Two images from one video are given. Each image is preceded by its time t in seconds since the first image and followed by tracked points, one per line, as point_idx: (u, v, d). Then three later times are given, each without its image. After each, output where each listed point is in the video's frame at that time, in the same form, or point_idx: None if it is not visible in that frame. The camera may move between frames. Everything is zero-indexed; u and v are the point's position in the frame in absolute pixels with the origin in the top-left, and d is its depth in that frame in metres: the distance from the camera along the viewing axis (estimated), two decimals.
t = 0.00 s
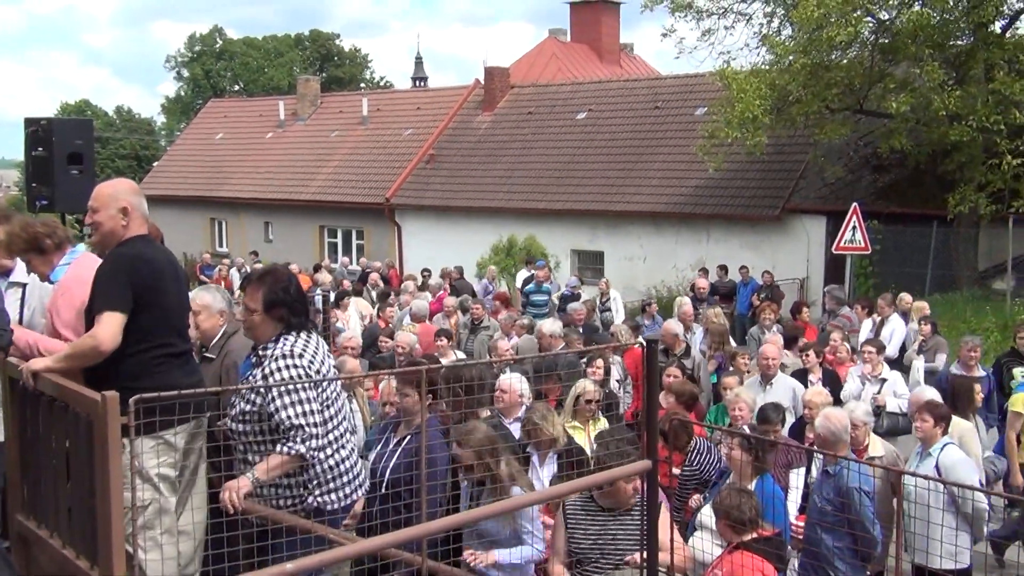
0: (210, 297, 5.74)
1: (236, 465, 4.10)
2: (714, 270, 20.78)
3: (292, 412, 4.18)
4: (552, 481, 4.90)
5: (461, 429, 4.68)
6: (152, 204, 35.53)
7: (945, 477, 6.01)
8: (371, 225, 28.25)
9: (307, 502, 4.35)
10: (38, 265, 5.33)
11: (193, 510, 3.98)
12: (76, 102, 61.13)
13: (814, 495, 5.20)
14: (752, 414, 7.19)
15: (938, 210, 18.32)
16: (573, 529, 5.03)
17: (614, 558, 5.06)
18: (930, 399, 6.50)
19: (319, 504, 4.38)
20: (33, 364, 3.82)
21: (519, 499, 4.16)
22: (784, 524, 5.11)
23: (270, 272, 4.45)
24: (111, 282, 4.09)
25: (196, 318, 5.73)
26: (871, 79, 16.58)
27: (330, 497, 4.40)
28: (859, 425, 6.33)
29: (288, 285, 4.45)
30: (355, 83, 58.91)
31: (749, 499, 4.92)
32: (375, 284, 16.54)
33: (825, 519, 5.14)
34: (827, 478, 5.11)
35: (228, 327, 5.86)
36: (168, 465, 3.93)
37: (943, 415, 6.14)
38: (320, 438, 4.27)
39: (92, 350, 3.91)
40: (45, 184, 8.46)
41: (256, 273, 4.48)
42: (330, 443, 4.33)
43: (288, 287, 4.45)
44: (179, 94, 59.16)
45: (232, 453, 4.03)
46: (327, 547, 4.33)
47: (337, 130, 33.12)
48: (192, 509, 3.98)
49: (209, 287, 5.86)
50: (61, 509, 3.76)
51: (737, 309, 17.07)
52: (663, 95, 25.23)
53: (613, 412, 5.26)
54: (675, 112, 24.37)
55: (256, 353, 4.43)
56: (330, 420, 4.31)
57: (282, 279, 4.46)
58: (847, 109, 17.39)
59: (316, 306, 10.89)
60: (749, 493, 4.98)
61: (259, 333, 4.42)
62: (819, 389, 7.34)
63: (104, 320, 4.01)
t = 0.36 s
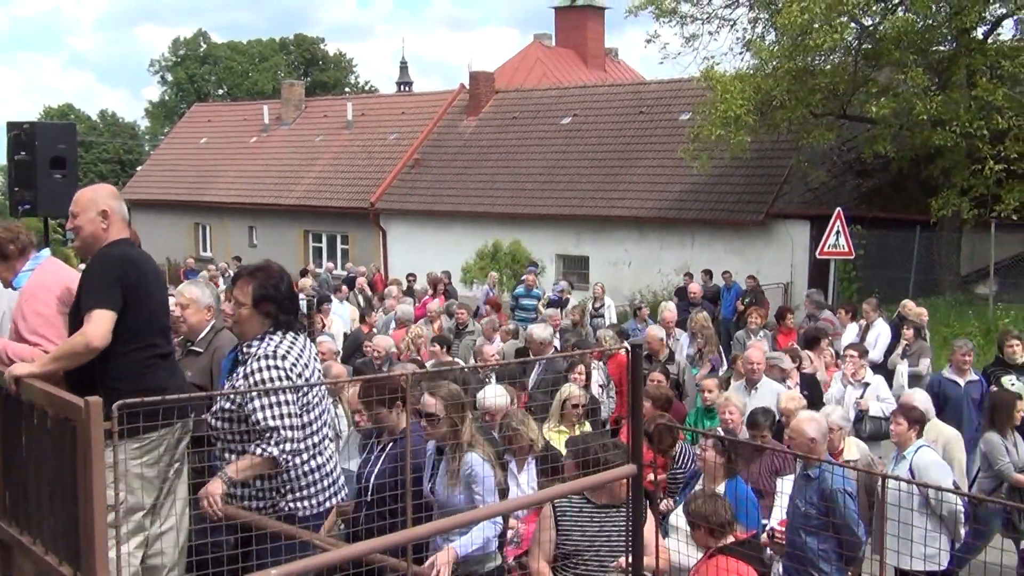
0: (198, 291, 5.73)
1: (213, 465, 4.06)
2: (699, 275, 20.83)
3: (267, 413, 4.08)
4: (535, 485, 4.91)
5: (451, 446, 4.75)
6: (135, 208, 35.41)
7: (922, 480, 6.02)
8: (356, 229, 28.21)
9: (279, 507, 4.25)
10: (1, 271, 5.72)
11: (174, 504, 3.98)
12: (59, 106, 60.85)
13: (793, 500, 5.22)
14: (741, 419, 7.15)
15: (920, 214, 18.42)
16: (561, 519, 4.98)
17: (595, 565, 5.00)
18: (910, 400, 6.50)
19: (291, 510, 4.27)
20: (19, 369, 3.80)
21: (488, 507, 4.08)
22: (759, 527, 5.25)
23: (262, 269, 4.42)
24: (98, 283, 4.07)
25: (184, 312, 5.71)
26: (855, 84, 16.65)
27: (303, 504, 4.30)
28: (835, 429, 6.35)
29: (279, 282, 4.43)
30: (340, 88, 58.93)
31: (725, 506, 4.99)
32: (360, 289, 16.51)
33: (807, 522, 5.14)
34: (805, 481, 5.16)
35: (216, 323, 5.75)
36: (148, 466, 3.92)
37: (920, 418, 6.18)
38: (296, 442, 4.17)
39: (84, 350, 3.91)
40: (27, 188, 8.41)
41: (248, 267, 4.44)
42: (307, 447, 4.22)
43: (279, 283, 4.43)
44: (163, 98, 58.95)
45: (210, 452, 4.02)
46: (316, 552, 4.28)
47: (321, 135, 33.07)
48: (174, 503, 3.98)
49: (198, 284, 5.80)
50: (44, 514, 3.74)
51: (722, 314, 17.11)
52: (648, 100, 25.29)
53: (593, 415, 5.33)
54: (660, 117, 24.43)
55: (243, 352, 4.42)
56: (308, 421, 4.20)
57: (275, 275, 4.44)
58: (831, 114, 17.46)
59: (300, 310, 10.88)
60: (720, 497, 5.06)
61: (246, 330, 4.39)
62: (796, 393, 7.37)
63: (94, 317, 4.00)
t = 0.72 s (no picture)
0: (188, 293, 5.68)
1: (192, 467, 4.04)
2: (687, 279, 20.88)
3: (248, 416, 4.07)
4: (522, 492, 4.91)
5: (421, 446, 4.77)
6: (122, 212, 35.29)
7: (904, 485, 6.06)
8: (344, 233, 28.16)
9: (255, 512, 4.22)
10: None
11: (150, 511, 3.99)
12: (45, 109, 60.56)
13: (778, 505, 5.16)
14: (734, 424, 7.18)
15: (907, 219, 18.47)
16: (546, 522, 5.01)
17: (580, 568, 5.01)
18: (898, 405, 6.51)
19: (268, 515, 4.24)
20: None
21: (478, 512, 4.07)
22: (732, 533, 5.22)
23: (244, 270, 4.44)
24: (71, 289, 4.08)
25: (174, 317, 5.62)
26: (843, 89, 16.68)
27: (281, 508, 4.27)
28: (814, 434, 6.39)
29: (262, 284, 4.42)
30: (328, 92, 58.89)
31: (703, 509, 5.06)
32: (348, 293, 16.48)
33: (791, 526, 5.14)
34: (792, 484, 5.16)
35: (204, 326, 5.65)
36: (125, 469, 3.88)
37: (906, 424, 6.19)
38: (275, 447, 4.16)
39: (68, 359, 3.92)
40: (13, 192, 8.37)
41: (231, 269, 4.45)
42: (285, 451, 4.22)
43: (261, 285, 4.43)
44: (150, 102, 58.73)
45: (190, 455, 4.02)
46: (301, 558, 4.25)
47: (309, 139, 33.01)
48: (150, 509, 4.00)
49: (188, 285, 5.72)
50: (29, 518, 3.71)
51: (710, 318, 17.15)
52: (636, 104, 25.32)
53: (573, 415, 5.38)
54: (648, 122, 24.45)
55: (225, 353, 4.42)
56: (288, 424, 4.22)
57: (258, 278, 4.44)
58: (819, 119, 17.52)
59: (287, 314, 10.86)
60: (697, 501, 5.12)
61: (229, 330, 4.41)
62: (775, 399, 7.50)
63: (74, 325, 4.01)
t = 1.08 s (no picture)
0: (176, 297, 5.44)
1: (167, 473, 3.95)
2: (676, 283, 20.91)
3: (218, 420, 3.98)
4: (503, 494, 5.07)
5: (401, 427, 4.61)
6: (111, 216, 35.19)
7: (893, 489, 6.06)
8: (333, 237, 28.12)
9: (227, 512, 4.13)
10: None
11: (128, 518, 3.88)
12: (33, 113, 60.32)
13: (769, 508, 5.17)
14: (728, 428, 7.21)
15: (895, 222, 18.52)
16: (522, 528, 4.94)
17: (570, 564, 5.00)
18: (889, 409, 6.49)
19: (240, 515, 4.16)
20: None
21: (462, 518, 4.02)
22: (714, 534, 5.44)
23: (215, 270, 4.39)
24: (39, 297, 4.16)
25: (161, 321, 5.40)
26: (830, 93, 16.73)
27: (254, 508, 4.20)
28: (802, 440, 6.30)
29: (222, 285, 4.35)
30: (318, 96, 58.89)
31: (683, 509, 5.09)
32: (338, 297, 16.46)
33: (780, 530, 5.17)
34: (780, 488, 5.23)
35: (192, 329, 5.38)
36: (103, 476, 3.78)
37: (893, 431, 6.20)
38: (246, 447, 4.08)
39: (44, 365, 4.01)
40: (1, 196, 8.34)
41: (206, 269, 4.41)
42: (257, 451, 4.15)
43: (237, 288, 4.39)
44: (138, 105, 58.50)
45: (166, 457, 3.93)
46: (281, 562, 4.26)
47: (299, 143, 32.95)
48: (128, 517, 3.88)
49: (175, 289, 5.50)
50: (16, 524, 3.69)
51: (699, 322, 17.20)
52: (625, 108, 25.35)
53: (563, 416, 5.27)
54: (637, 126, 24.49)
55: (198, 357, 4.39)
56: (261, 425, 4.16)
57: (218, 279, 4.37)
58: (806, 123, 17.59)
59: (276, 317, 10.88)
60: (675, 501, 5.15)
61: (200, 334, 4.39)
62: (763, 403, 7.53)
63: (46, 332, 4.06)
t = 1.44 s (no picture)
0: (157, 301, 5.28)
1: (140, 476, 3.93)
2: (666, 286, 20.93)
3: (185, 421, 3.94)
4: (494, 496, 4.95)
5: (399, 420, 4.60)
6: (99, 220, 35.07)
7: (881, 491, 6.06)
8: (322, 240, 28.07)
9: (202, 512, 4.07)
10: None
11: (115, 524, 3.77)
12: (21, 116, 60.03)
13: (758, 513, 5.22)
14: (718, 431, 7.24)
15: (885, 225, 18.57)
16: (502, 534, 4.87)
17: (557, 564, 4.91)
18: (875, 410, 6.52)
19: (215, 515, 4.10)
20: None
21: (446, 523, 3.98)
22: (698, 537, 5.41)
23: (194, 273, 4.40)
24: (18, 298, 4.17)
25: (143, 326, 5.28)
26: (819, 97, 16.80)
27: (230, 509, 4.13)
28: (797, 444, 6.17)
29: (200, 286, 4.37)
30: (307, 99, 58.86)
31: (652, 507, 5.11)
32: (329, 299, 16.42)
33: (768, 537, 5.20)
34: (769, 493, 5.22)
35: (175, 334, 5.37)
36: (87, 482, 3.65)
37: (881, 433, 6.26)
38: (214, 448, 4.01)
39: (26, 362, 4.01)
40: None
41: (186, 271, 4.42)
42: (230, 451, 4.09)
43: (216, 290, 4.39)
44: (127, 108, 58.26)
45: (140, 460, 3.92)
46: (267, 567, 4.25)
47: (288, 146, 32.87)
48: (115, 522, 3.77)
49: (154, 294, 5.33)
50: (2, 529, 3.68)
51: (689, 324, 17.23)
52: (615, 112, 25.39)
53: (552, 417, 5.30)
54: (627, 129, 24.53)
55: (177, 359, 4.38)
56: (235, 425, 4.10)
57: (199, 281, 4.38)
58: (795, 127, 17.64)
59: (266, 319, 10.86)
60: (649, 503, 5.19)
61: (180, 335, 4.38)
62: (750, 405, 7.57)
63: (25, 328, 4.07)
